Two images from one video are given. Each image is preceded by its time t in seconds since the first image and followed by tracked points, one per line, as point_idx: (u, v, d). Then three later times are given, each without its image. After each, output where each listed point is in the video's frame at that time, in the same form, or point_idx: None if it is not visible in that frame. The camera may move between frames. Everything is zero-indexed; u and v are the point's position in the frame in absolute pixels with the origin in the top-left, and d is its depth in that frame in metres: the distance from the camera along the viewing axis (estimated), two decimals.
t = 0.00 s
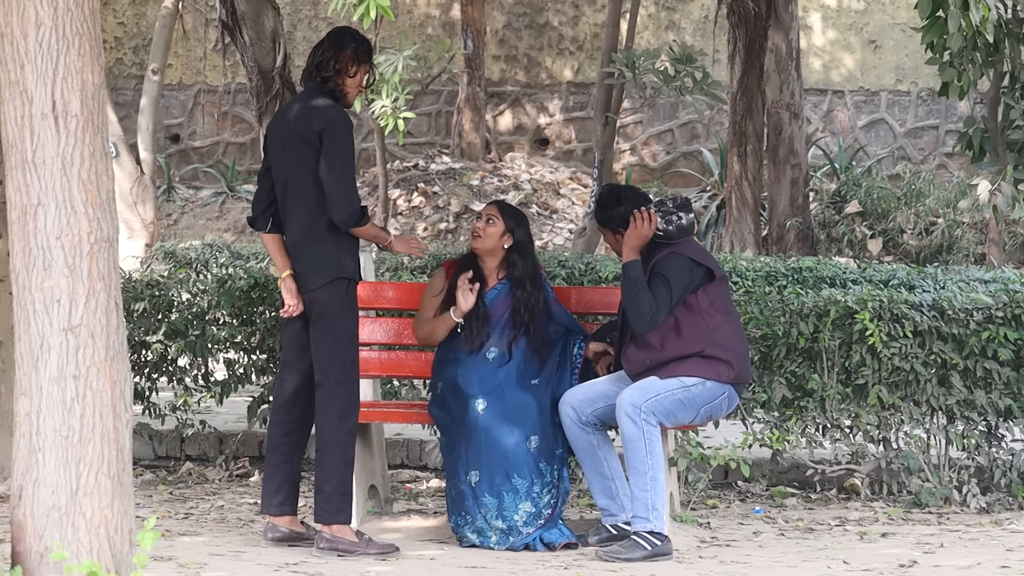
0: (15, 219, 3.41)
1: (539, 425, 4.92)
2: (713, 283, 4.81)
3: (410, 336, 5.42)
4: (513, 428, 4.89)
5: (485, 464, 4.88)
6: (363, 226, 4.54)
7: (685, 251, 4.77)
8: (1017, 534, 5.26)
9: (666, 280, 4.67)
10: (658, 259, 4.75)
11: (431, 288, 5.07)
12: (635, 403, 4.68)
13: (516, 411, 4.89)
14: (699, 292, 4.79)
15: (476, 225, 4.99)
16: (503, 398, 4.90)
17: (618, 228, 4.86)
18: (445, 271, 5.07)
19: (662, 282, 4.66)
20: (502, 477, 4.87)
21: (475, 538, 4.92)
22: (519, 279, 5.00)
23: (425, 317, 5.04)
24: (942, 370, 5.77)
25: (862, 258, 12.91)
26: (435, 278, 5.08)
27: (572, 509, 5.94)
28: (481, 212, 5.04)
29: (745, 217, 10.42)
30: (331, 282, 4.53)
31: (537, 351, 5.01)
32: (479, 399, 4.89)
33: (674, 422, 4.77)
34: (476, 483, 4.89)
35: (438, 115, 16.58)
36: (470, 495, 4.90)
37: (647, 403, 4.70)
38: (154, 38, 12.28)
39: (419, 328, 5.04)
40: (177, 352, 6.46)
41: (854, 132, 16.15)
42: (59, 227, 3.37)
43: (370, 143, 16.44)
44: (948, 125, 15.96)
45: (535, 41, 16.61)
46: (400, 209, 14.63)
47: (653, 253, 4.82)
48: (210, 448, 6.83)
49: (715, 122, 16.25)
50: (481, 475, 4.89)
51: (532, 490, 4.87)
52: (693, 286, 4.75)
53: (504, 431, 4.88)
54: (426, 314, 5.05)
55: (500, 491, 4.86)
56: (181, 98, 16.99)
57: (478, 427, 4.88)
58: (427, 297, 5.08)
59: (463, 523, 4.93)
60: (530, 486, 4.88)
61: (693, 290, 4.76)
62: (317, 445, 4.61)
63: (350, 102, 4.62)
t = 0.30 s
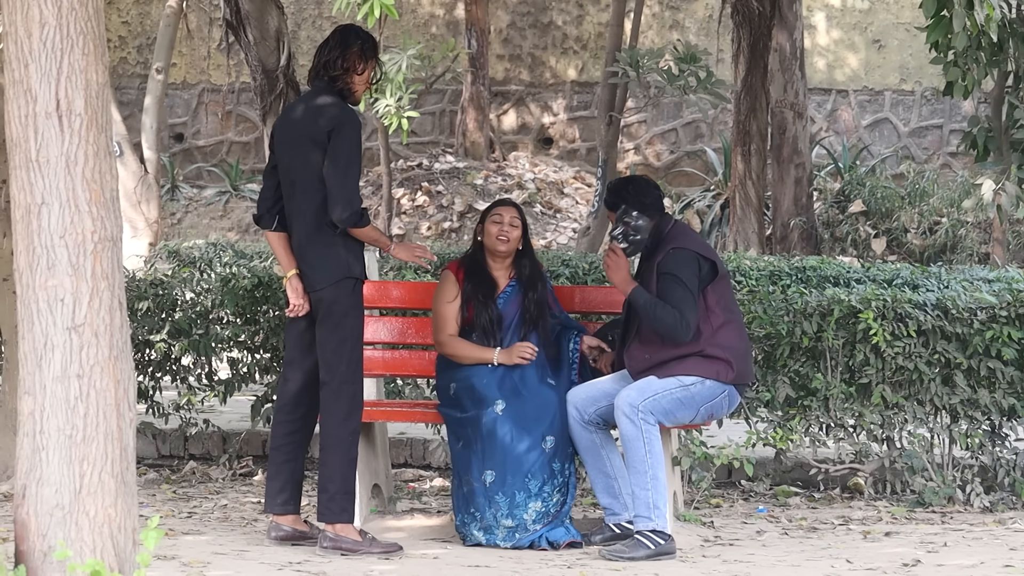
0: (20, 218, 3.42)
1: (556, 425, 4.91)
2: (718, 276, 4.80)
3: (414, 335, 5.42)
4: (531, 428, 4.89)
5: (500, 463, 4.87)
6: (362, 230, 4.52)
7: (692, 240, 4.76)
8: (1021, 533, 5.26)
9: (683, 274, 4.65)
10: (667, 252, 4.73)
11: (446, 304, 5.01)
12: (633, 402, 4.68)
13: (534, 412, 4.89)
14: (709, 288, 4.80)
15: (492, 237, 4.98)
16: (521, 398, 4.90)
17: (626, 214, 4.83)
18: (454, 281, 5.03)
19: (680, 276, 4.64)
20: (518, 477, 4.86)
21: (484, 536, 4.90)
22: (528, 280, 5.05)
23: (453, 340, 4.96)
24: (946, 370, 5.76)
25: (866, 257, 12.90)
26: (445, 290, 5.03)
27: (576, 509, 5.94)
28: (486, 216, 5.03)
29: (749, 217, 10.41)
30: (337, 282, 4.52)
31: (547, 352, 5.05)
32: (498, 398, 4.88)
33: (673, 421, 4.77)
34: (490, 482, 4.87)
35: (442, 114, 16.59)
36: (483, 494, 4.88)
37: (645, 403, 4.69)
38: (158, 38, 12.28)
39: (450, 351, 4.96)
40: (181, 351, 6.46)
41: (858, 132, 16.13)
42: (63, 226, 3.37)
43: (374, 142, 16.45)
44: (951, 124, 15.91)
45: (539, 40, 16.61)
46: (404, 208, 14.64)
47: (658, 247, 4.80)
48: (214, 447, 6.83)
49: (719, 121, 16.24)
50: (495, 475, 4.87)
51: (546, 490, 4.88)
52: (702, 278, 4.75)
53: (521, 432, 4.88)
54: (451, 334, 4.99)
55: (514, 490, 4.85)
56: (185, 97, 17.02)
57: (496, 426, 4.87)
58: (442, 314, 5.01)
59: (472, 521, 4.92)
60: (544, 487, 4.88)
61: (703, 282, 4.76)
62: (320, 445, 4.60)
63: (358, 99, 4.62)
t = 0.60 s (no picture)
0: (22, 218, 3.42)
1: (558, 425, 4.93)
2: (723, 272, 4.81)
3: (416, 335, 5.43)
4: (537, 428, 4.90)
5: (505, 462, 4.88)
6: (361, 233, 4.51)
7: (698, 233, 4.77)
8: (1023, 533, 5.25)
9: (691, 268, 4.65)
10: (672, 246, 4.72)
11: (480, 311, 4.91)
12: (632, 403, 4.69)
13: (540, 411, 4.90)
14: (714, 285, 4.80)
15: (517, 242, 4.93)
16: (527, 397, 4.91)
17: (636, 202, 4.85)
18: (478, 288, 4.93)
19: (688, 270, 4.64)
20: (523, 477, 4.87)
21: (488, 536, 4.91)
22: (532, 276, 5.07)
23: (499, 348, 4.89)
24: (948, 369, 5.76)
25: (868, 257, 12.91)
26: (472, 297, 4.91)
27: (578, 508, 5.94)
28: (501, 222, 4.92)
29: (750, 217, 10.41)
30: (340, 281, 4.53)
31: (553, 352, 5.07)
32: (505, 397, 4.89)
33: (673, 421, 4.77)
34: (494, 481, 4.89)
35: (444, 114, 16.60)
36: (487, 493, 4.90)
37: (644, 403, 4.70)
38: (160, 38, 12.27)
39: (500, 358, 4.89)
40: (183, 351, 6.47)
41: (860, 131, 16.14)
42: (65, 226, 3.37)
43: (376, 141, 16.46)
44: (953, 124, 15.90)
45: (541, 40, 16.61)
46: (406, 208, 14.64)
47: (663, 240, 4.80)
48: (216, 447, 6.84)
49: (721, 121, 16.23)
50: (498, 474, 4.89)
51: (549, 490, 4.88)
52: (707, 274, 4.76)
53: (527, 431, 4.90)
54: (492, 342, 4.90)
55: (519, 490, 4.87)
56: (187, 96, 17.03)
57: (502, 426, 4.88)
58: (478, 322, 4.90)
59: (474, 520, 4.94)
60: (548, 487, 4.89)
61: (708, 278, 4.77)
62: (324, 444, 4.60)
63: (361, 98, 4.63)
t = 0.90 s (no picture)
0: (22, 217, 3.42)
1: (559, 426, 4.94)
2: (724, 276, 4.78)
3: (417, 335, 5.43)
4: (538, 426, 4.91)
5: (506, 461, 4.88)
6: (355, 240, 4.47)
7: (698, 235, 4.75)
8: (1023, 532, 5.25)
9: (685, 270, 4.63)
10: (672, 245, 4.72)
11: (491, 309, 4.90)
12: (635, 402, 4.69)
13: (541, 409, 4.92)
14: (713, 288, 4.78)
15: (530, 244, 4.96)
16: (528, 399, 4.92)
17: (644, 195, 4.88)
18: (489, 287, 4.92)
19: (681, 271, 4.63)
20: (526, 475, 4.87)
21: (490, 536, 4.90)
22: (533, 278, 5.10)
23: (511, 346, 4.89)
24: (948, 369, 5.76)
25: (868, 257, 12.94)
26: (483, 296, 4.91)
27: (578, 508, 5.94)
28: (517, 224, 4.93)
29: (751, 216, 10.41)
30: (340, 281, 4.52)
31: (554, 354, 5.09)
32: (506, 396, 4.89)
33: (675, 420, 4.77)
34: (495, 481, 4.88)
35: (445, 113, 16.61)
36: (489, 492, 4.89)
37: (647, 402, 4.70)
38: (160, 37, 12.26)
39: (511, 356, 4.89)
40: (183, 351, 6.47)
41: (861, 131, 16.14)
42: (65, 226, 3.37)
43: (376, 141, 16.46)
44: (954, 124, 15.92)
45: (542, 39, 16.61)
46: (406, 208, 14.65)
47: (666, 237, 4.81)
48: (216, 446, 6.84)
49: (721, 121, 16.24)
50: (500, 474, 4.88)
51: (552, 488, 4.90)
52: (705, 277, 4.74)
53: (529, 430, 4.91)
54: (503, 340, 4.90)
55: (522, 488, 4.87)
56: (187, 96, 17.03)
57: (504, 424, 4.89)
58: (489, 321, 4.90)
59: (476, 519, 4.92)
60: (551, 484, 4.90)
61: (706, 281, 4.75)
62: (324, 444, 4.60)
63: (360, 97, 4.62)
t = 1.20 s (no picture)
0: (22, 217, 3.42)
1: (563, 427, 4.93)
2: (732, 275, 4.80)
3: (417, 335, 5.44)
4: (543, 428, 4.90)
5: (512, 462, 4.87)
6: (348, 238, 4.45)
7: (707, 236, 4.77)
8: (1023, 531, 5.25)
9: (700, 271, 4.65)
10: (681, 246, 4.73)
11: (492, 311, 4.92)
12: (640, 400, 4.69)
13: (546, 410, 4.90)
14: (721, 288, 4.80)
15: (528, 241, 4.99)
16: (535, 400, 4.91)
17: (648, 196, 4.87)
18: (491, 289, 4.93)
19: (696, 272, 4.64)
20: (531, 475, 4.87)
21: (493, 535, 4.90)
22: (531, 280, 5.11)
23: (509, 350, 4.91)
24: (948, 368, 5.77)
25: (868, 256, 12.97)
26: (485, 298, 4.92)
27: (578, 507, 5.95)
28: (513, 223, 4.97)
29: (752, 216, 10.41)
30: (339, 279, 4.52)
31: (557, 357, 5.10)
32: (513, 398, 4.89)
33: (679, 419, 4.77)
34: (500, 482, 4.87)
35: (445, 113, 16.61)
36: (493, 493, 4.88)
37: (652, 401, 4.69)
38: (160, 37, 12.25)
39: (507, 362, 4.90)
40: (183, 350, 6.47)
41: (861, 130, 16.14)
42: (65, 225, 3.37)
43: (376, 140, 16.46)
44: (954, 123, 15.94)
45: (542, 39, 16.61)
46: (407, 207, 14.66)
47: (671, 239, 4.81)
48: (217, 446, 6.84)
49: (722, 120, 16.24)
50: (505, 475, 4.87)
51: (554, 488, 4.89)
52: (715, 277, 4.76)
53: (534, 431, 4.90)
54: (501, 343, 4.92)
55: (527, 489, 4.86)
56: (187, 95, 17.03)
57: (510, 426, 4.88)
58: (490, 324, 4.91)
59: (478, 518, 4.91)
60: (554, 485, 4.89)
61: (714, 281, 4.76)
62: (326, 443, 4.60)
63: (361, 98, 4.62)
